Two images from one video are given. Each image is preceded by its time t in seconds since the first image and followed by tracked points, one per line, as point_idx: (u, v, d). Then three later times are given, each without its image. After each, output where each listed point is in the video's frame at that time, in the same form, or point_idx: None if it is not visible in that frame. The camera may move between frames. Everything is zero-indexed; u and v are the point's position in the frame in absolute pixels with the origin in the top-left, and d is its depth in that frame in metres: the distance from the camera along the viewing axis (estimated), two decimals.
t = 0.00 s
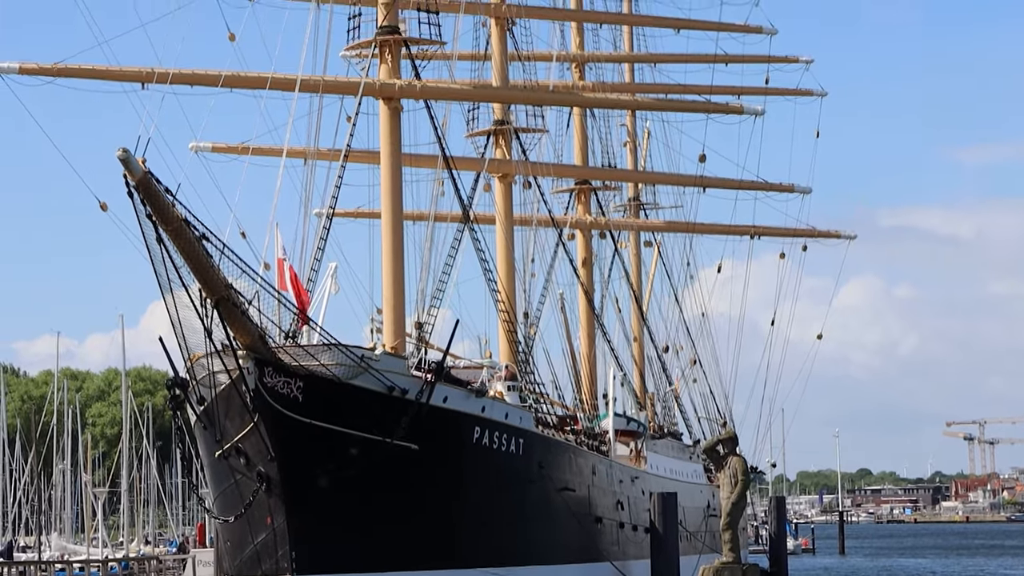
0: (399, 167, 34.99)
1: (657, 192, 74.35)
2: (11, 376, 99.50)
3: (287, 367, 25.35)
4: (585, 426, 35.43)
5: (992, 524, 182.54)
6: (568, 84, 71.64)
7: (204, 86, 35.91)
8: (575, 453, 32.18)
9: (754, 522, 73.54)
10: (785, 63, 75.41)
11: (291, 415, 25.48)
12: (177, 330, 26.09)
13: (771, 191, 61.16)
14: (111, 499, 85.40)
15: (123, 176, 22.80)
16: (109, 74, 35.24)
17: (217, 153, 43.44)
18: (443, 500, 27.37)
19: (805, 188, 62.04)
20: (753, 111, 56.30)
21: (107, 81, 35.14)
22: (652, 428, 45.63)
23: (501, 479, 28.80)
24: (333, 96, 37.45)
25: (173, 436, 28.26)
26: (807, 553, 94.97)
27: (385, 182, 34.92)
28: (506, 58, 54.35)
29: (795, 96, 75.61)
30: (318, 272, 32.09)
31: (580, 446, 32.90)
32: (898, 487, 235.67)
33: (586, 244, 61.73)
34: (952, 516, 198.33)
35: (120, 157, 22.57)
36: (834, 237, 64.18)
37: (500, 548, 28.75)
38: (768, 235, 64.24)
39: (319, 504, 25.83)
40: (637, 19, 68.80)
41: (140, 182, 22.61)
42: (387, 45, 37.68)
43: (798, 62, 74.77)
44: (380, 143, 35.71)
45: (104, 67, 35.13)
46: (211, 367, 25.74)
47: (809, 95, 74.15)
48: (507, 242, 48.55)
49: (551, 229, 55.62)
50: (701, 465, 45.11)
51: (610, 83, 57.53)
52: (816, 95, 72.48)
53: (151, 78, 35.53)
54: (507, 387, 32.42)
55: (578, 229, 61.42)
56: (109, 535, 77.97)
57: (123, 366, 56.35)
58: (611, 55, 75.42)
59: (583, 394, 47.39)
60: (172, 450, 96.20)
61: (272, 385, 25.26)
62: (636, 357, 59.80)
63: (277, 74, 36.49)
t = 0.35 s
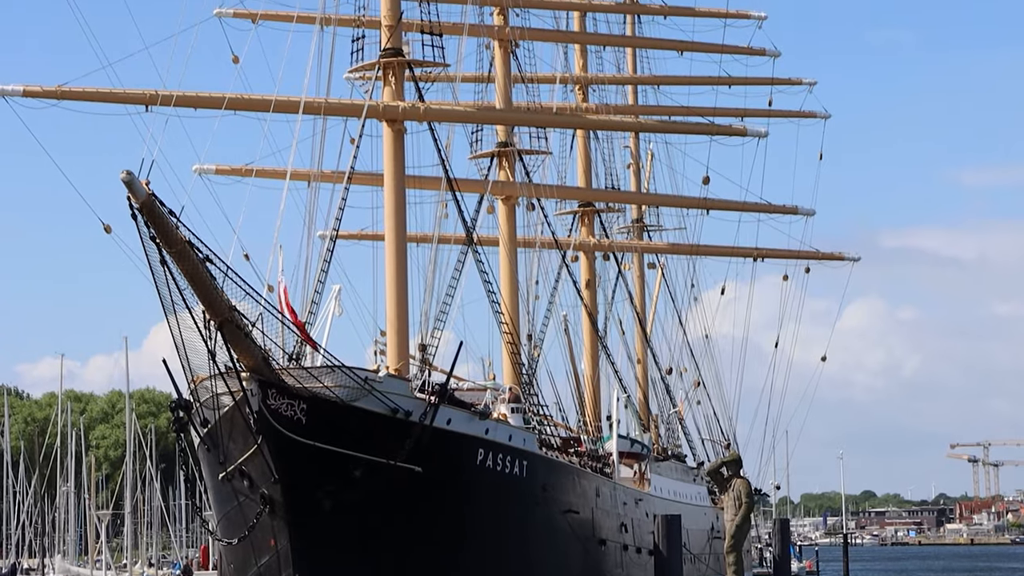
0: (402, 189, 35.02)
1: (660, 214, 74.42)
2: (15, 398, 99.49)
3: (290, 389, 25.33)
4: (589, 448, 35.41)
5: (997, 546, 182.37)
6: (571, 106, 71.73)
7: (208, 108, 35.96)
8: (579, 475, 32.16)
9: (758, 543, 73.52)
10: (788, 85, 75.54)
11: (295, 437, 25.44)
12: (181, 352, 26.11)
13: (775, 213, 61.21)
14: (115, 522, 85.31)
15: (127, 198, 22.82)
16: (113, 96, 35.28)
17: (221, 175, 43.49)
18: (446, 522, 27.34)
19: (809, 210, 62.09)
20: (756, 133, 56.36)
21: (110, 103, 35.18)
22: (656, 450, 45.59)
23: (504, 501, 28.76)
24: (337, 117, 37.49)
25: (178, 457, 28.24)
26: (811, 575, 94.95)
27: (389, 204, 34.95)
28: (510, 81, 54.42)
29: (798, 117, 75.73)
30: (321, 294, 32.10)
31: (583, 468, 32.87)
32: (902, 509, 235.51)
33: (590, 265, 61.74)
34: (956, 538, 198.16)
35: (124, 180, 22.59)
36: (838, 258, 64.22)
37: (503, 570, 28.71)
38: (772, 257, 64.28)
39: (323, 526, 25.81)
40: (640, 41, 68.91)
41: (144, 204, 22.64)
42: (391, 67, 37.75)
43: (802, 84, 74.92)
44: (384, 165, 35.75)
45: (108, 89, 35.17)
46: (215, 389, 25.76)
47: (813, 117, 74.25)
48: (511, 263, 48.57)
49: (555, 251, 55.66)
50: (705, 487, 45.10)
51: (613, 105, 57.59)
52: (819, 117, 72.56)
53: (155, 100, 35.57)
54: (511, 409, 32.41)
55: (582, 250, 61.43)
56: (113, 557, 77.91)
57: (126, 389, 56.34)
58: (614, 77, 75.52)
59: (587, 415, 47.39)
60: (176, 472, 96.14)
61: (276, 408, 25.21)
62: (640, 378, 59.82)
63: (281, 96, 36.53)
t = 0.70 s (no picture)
0: (409, 212, 35.06)
1: (666, 236, 74.45)
2: (22, 420, 99.52)
3: (297, 411, 25.35)
4: (596, 470, 35.39)
5: (1005, 568, 181.99)
6: (578, 128, 71.81)
7: (216, 130, 36.01)
8: (586, 497, 32.13)
9: (765, 565, 73.38)
10: (794, 107, 75.64)
11: (302, 459, 25.44)
12: (188, 374, 26.12)
13: (782, 235, 61.25)
14: (122, 544, 85.29)
15: (134, 221, 22.85)
16: (121, 118, 35.33)
17: (228, 197, 43.56)
18: (452, 543, 27.32)
19: (816, 232, 62.11)
20: (763, 155, 56.39)
21: (118, 125, 35.22)
22: (663, 472, 45.55)
23: (511, 523, 28.74)
24: (343, 140, 37.54)
25: (184, 479, 28.23)
26: None
27: (396, 226, 34.97)
28: (517, 103, 54.49)
29: (804, 139, 75.82)
30: (328, 316, 32.11)
31: (590, 490, 32.84)
32: (909, 532, 235.20)
33: (596, 287, 61.76)
34: (964, 560, 197.91)
35: (132, 203, 22.62)
36: (845, 280, 64.22)
37: None
38: (779, 279, 64.28)
39: (330, 548, 25.81)
40: (647, 64, 69.02)
41: (152, 227, 22.67)
42: (398, 89, 37.78)
43: (808, 106, 75.01)
44: (391, 187, 35.79)
45: (116, 111, 35.22)
46: (221, 412, 25.77)
47: (820, 139, 74.30)
48: (517, 285, 48.57)
49: (562, 272, 55.68)
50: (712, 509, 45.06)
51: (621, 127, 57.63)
52: (825, 139, 72.61)
53: (163, 122, 35.62)
54: (518, 431, 32.40)
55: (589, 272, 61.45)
56: None
57: (133, 410, 56.34)
58: (621, 99, 75.59)
59: (594, 437, 47.38)
60: (183, 494, 96.11)
61: (282, 429, 25.23)
62: (647, 400, 59.81)
63: (288, 118, 36.58)
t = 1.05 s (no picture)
0: (421, 232, 35.05)
1: (678, 256, 74.45)
2: (33, 440, 99.62)
3: (309, 432, 25.33)
4: (608, 491, 35.34)
5: None
6: (590, 149, 71.82)
7: (228, 151, 36.06)
8: (598, 518, 32.08)
9: None
10: (807, 127, 75.65)
11: (313, 479, 25.40)
12: (200, 394, 26.12)
13: (794, 255, 61.21)
14: (133, 564, 85.29)
15: (147, 241, 22.86)
16: (133, 138, 35.38)
17: (240, 218, 43.61)
18: (464, 565, 27.27)
19: (828, 252, 62.05)
20: (775, 175, 56.36)
21: (131, 145, 35.27)
22: (675, 493, 45.49)
23: (522, 544, 28.67)
24: (355, 160, 37.56)
25: (196, 499, 28.20)
26: None
27: (408, 246, 34.96)
28: (529, 123, 54.49)
29: (817, 160, 75.81)
30: (340, 337, 32.13)
31: (602, 511, 32.79)
32: (922, 553, 234.68)
33: (608, 307, 61.73)
34: None
35: (144, 222, 22.63)
36: (857, 301, 64.15)
37: None
38: (791, 299, 64.22)
39: (341, 569, 25.75)
40: (658, 84, 69.04)
41: (164, 247, 22.68)
42: (410, 110, 37.82)
43: (821, 126, 75.02)
44: (403, 208, 35.80)
45: (129, 132, 35.27)
46: (233, 432, 25.76)
47: (832, 159, 74.27)
48: (529, 305, 48.56)
49: (574, 292, 55.67)
50: (724, 530, 44.98)
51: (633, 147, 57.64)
52: (838, 160, 72.57)
53: (175, 143, 35.66)
54: (529, 451, 32.37)
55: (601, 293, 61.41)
56: None
57: (145, 430, 56.41)
58: (633, 119, 75.61)
59: (606, 458, 47.33)
60: (194, 514, 96.11)
61: (294, 450, 25.20)
62: (659, 421, 59.77)
63: (301, 138, 36.61)
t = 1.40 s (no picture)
0: (434, 248, 35.01)
1: (691, 272, 74.39)
2: (46, 457, 99.65)
3: (321, 449, 25.27)
4: (620, 508, 35.25)
5: None
6: (602, 165, 71.81)
7: (240, 167, 36.06)
8: (610, 536, 31.99)
9: None
10: (820, 144, 75.59)
11: (325, 496, 25.33)
12: (212, 411, 26.08)
13: (807, 272, 61.12)
14: None
15: (159, 257, 22.83)
16: (146, 155, 35.37)
17: (253, 235, 43.60)
18: None
19: (841, 269, 61.94)
20: (787, 192, 56.33)
21: (143, 162, 35.27)
22: (689, 511, 45.36)
23: (534, 562, 28.58)
24: (367, 176, 37.53)
25: (208, 516, 28.14)
26: None
27: (421, 263, 34.92)
28: (542, 140, 54.50)
29: (831, 176, 75.73)
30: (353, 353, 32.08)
31: (615, 528, 32.70)
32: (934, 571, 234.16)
33: (621, 324, 61.65)
34: None
35: (157, 239, 22.60)
36: (871, 318, 64.03)
37: None
38: (804, 316, 64.13)
39: None
40: (671, 101, 69.03)
41: (176, 263, 22.64)
42: (423, 126, 37.79)
43: (834, 143, 74.96)
44: (415, 224, 35.78)
45: (142, 149, 35.27)
46: (245, 449, 25.71)
47: (845, 176, 74.22)
48: (542, 321, 48.48)
49: (586, 309, 55.61)
50: (737, 548, 44.84)
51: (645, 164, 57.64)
52: (851, 177, 72.52)
53: (188, 159, 35.67)
54: (542, 468, 32.29)
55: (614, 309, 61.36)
56: None
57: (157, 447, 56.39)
58: (646, 136, 75.62)
59: (618, 475, 47.22)
60: (206, 531, 96.09)
61: (306, 466, 25.14)
62: (672, 438, 59.68)
63: (313, 155, 36.61)
